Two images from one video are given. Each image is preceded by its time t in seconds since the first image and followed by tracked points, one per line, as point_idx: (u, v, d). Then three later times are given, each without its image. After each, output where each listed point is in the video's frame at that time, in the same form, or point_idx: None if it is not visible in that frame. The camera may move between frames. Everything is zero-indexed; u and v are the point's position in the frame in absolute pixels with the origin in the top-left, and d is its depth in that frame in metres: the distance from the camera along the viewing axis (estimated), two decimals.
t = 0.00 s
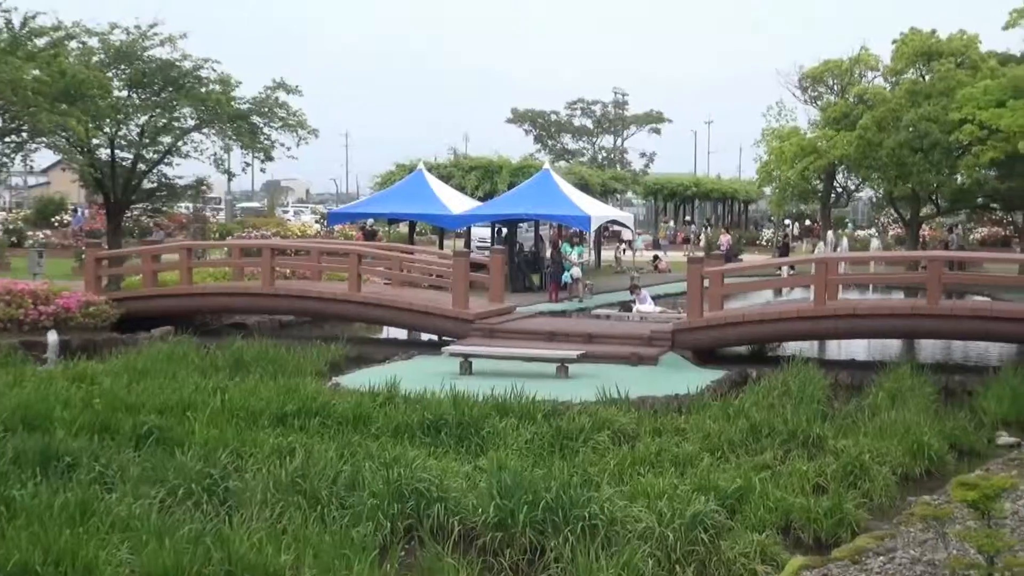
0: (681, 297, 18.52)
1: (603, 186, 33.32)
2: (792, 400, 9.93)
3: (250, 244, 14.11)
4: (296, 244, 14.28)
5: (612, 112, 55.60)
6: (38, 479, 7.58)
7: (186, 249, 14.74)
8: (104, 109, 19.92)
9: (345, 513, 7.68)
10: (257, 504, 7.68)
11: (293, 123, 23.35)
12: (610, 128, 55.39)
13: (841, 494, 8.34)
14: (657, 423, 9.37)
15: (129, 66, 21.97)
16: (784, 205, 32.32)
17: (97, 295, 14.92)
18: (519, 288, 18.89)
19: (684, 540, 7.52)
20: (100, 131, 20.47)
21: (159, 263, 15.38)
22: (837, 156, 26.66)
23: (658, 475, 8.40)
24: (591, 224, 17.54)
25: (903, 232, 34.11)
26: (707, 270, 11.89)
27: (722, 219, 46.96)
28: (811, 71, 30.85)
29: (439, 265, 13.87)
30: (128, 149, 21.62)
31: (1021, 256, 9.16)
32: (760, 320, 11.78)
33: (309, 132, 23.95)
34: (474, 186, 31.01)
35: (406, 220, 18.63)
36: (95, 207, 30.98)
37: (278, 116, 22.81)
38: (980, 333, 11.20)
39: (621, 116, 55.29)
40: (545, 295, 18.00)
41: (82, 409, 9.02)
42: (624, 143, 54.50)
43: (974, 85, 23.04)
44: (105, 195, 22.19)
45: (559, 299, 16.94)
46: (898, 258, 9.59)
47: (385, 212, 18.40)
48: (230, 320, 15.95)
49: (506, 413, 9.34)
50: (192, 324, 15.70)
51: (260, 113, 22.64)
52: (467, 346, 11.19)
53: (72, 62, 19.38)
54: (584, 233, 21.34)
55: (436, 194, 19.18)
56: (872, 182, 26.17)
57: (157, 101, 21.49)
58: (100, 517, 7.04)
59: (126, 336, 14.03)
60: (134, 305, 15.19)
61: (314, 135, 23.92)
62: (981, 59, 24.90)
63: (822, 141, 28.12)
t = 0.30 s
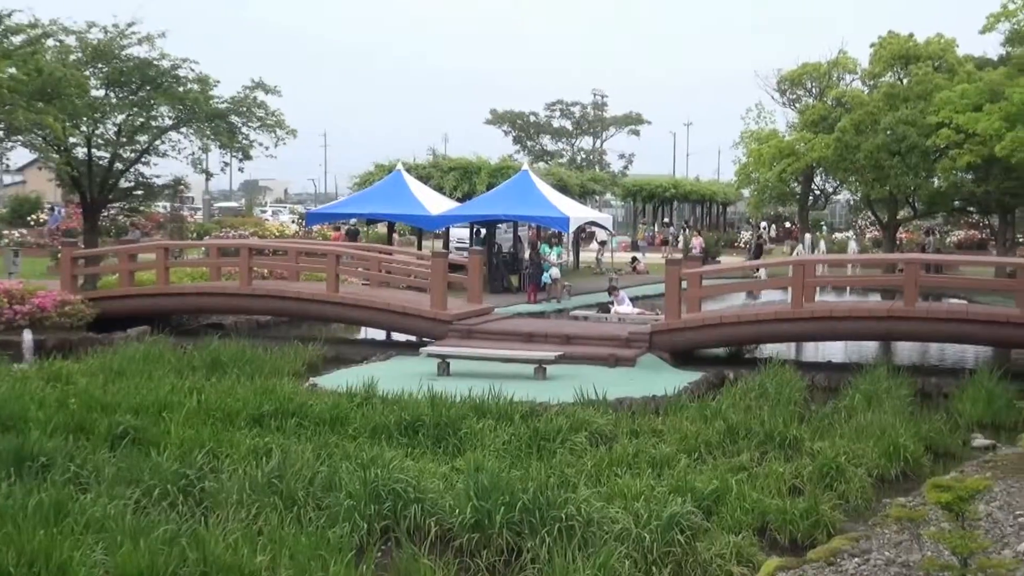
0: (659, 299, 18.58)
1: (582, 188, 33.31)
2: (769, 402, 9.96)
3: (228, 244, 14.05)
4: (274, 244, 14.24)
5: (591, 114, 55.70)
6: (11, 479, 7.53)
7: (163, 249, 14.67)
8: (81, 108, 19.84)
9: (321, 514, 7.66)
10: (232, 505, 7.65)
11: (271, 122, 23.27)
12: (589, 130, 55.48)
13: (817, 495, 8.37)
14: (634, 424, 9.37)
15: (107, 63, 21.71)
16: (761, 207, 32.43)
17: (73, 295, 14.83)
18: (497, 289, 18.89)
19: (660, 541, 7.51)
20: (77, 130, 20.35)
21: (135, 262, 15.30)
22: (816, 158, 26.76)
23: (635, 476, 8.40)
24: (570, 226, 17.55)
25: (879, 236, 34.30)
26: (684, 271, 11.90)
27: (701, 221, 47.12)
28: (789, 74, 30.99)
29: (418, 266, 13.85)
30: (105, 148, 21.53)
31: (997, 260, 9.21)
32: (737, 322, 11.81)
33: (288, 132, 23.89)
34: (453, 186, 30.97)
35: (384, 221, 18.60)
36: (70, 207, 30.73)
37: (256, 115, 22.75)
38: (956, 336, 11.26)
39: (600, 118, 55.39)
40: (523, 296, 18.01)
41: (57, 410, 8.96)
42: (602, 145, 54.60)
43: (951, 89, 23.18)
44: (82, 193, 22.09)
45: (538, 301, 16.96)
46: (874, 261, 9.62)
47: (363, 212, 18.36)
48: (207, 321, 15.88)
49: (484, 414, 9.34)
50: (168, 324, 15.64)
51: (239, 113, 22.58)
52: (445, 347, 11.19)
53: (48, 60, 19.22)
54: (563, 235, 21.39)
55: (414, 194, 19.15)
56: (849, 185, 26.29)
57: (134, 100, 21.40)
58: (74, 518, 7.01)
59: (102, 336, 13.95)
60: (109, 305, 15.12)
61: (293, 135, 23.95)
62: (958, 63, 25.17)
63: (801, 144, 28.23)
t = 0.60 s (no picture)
0: (632, 302, 18.64)
1: (556, 190, 33.32)
2: (741, 404, 10.00)
3: (200, 244, 13.99)
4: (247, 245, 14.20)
5: (565, 116, 55.75)
6: None
7: (134, 249, 14.60)
8: (51, 106, 19.59)
9: (292, 516, 7.63)
10: (202, 507, 7.62)
11: (244, 122, 23.21)
12: (563, 132, 55.53)
13: (787, 497, 8.40)
14: (607, 427, 9.38)
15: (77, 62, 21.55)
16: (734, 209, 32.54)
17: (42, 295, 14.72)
18: (471, 291, 18.90)
19: (632, 543, 7.52)
20: (47, 128, 20.18)
21: (106, 262, 15.21)
22: (788, 162, 26.87)
23: (607, 478, 8.41)
24: (543, 228, 17.58)
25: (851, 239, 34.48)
26: (657, 274, 11.93)
27: (674, 224, 47.26)
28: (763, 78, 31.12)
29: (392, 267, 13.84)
30: (75, 147, 21.38)
31: (967, 264, 9.27)
32: (709, 325, 11.84)
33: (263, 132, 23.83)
34: (427, 188, 30.91)
35: (357, 221, 18.56)
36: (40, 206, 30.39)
37: (229, 115, 22.69)
38: (926, 339, 11.34)
39: (574, 120, 55.46)
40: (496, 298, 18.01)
41: (26, 411, 8.89)
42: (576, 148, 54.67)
43: (922, 94, 23.36)
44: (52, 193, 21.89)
45: (510, 303, 16.96)
46: (845, 265, 9.67)
47: (336, 213, 18.32)
48: (179, 321, 15.80)
49: (456, 416, 9.34)
50: (139, 325, 15.56)
51: (212, 112, 22.51)
52: (418, 349, 11.18)
53: (19, 58, 19.03)
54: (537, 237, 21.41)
55: (388, 195, 19.12)
56: (821, 189, 26.41)
57: (106, 99, 21.29)
58: (42, 520, 6.96)
59: (72, 336, 13.85)
60: (80, 305, 15.03)
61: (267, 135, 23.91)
62: (930, 68, 25.40)
63: (773, 148, 28.35)
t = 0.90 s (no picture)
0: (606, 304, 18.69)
1: (530, 192, 33.32)
2: (714, 406, 10.03)
3: (172, 246, 13.94)
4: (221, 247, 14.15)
5: (539, 117, 55.78)
6: None
7: (105, 250, 14.51)
8: (22, 106, 19.33)
9: (264, 518, 7.59)
10: (174, 510, 7.58)
11: (218, 123, 23.14)
12: (537, 134, 55.58)
13: (760, 499, 8.41)
14: (580, 429, 9.39)
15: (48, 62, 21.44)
16: (707, 211, 32.63)
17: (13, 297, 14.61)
18: (445, 292, 18.89)
19: (605, 545, 7.53)
20: (18, 128, 20.00)
21: (77, 264, 15.11)
22: (761, 164, 26.94)
23: (580, 480, 8.40)
24: (518, 229, 17.60)
25: (824, 242, 34.66)
26: (631, 276, 11.95)
27: (648, 226, 47.38)
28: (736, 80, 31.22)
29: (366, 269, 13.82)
30: (46, 147, 21.22)
31: (938, 267, 9.34)
32: (683, 327, 11.87)
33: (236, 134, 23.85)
34: (400, 190, 30.86)
35: (330, 223, 18.53)
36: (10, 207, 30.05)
37: (202, 116, 22.64)
38: (898, 341, 11.40)
39: (548, 122, 55.50)
40: (471, 300, 18.01)
41: None
42: (550, 149, 54.73)
43: (894, 97, 23.48)
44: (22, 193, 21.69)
45: (485, 305, 16.96)
46: (817, 267, 9.72)
47: (309, 215, 18.28)
48: (151, 324, 15.72)
49: (429, 418, 9.33)
50: (110, 327, 15.47)
51: (185, 113, 22.47)
52: (392, 351, 11.16)
53: None
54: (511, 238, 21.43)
55: (361, 196, 19.07)
56: (795, 191, 26.49)
57: (77, 99, 21.20)
58: (11, 523, 6.91)
59: (42, 338, 13.75)
60: (51, 308, 14.92)
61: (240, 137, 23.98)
62: (902, 72, 25.58)
63: (746, 150, 28.45)
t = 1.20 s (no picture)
0: (586, 305, 18.72)
1: (509, 194, 33.33)
2: (692, 408, 10.05)
3: (149, 247, 13.89)
4: (196, 248, 14.12)
5: (519, 119, 55.80)
6: None
7: (82, 251, 14.44)
8: None
9: (242, 521, 7.56)
10: (150, 512, 7.55)
11: (195, 123, 23.14)
12: (516, 135, 55.61)
13: (738, 500, 8.42)
14: (559, 430, 9.39)
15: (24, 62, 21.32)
16: (686, 213, 32.73)
17: None
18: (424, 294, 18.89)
19: (583, 546, 7.53)
20: None
21: (54, 265, 15.03)
22: (740, 166, 26.99)
23: (558, 482, 8.39)
24: (497, 231, 17.64)
25: (803, 244, 34.78)
26: (610, 277, 11.96)
27: (627, 228, 47.46)
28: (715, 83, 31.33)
29: (346, 270, 13.80)
30: (22, 148, 21.07)
31: (914, 269, 9.41)
32: (661, 328, 11.89)
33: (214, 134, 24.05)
34: (379, 191, 30.81)
35: (309, 224, 18.49)
36: None
37: (179, 117, 22.65)
38: (876, 343, 11.46)
39: (528, 123, 55.51)
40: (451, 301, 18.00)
41: None
42: (530, 151, 54.76)
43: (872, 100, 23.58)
44: None
45: (464, 306, 16.96)
46: (794, 269, 9.76)
47: (288, 215, 18.25)
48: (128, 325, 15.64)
49: (408, 420, 9.31)
50: (86, 328, 15.39)
51: (163, 114, 22.52)
52: (370, 352, 11.14)
53: None
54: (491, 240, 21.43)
55: (340, 197, 19.03)
56: (773, 193, 26.56)
57: (54, 100, 21.09)
58: None
59: (18, 339, 13.66)
60: (27, 309, 14.83)
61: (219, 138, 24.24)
62: (880, 75, 25.71)
63: (725, 152, 28.51)
